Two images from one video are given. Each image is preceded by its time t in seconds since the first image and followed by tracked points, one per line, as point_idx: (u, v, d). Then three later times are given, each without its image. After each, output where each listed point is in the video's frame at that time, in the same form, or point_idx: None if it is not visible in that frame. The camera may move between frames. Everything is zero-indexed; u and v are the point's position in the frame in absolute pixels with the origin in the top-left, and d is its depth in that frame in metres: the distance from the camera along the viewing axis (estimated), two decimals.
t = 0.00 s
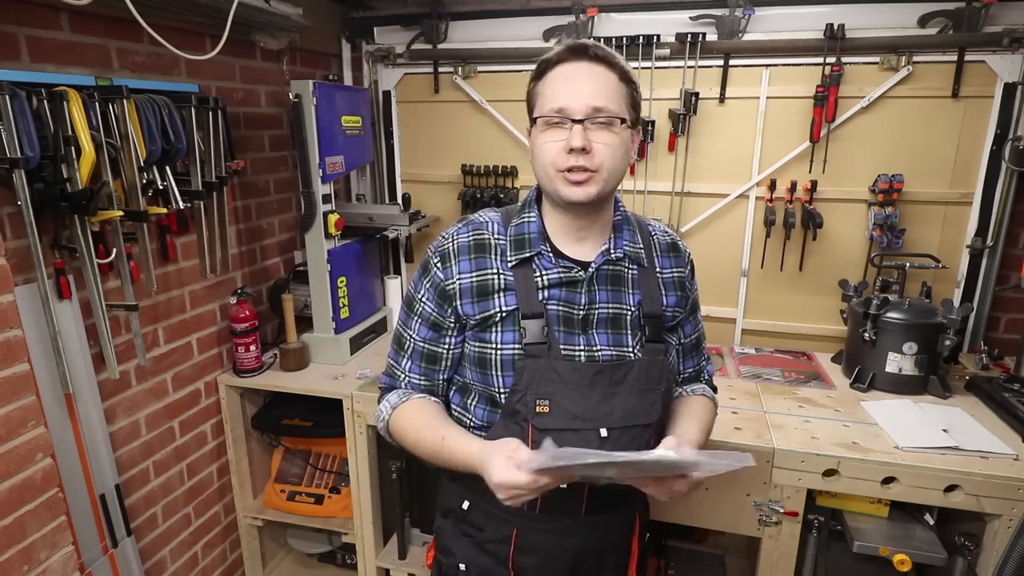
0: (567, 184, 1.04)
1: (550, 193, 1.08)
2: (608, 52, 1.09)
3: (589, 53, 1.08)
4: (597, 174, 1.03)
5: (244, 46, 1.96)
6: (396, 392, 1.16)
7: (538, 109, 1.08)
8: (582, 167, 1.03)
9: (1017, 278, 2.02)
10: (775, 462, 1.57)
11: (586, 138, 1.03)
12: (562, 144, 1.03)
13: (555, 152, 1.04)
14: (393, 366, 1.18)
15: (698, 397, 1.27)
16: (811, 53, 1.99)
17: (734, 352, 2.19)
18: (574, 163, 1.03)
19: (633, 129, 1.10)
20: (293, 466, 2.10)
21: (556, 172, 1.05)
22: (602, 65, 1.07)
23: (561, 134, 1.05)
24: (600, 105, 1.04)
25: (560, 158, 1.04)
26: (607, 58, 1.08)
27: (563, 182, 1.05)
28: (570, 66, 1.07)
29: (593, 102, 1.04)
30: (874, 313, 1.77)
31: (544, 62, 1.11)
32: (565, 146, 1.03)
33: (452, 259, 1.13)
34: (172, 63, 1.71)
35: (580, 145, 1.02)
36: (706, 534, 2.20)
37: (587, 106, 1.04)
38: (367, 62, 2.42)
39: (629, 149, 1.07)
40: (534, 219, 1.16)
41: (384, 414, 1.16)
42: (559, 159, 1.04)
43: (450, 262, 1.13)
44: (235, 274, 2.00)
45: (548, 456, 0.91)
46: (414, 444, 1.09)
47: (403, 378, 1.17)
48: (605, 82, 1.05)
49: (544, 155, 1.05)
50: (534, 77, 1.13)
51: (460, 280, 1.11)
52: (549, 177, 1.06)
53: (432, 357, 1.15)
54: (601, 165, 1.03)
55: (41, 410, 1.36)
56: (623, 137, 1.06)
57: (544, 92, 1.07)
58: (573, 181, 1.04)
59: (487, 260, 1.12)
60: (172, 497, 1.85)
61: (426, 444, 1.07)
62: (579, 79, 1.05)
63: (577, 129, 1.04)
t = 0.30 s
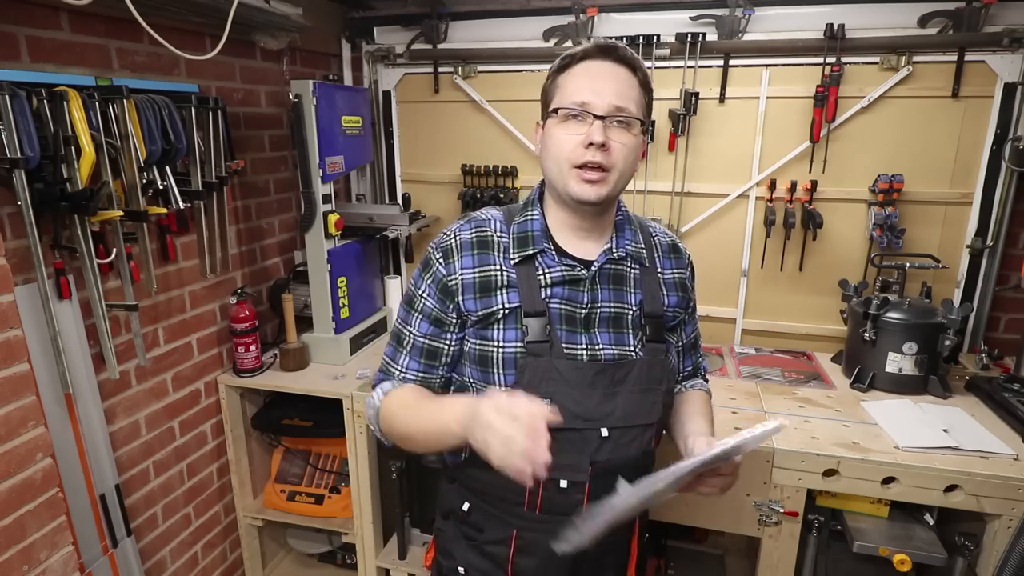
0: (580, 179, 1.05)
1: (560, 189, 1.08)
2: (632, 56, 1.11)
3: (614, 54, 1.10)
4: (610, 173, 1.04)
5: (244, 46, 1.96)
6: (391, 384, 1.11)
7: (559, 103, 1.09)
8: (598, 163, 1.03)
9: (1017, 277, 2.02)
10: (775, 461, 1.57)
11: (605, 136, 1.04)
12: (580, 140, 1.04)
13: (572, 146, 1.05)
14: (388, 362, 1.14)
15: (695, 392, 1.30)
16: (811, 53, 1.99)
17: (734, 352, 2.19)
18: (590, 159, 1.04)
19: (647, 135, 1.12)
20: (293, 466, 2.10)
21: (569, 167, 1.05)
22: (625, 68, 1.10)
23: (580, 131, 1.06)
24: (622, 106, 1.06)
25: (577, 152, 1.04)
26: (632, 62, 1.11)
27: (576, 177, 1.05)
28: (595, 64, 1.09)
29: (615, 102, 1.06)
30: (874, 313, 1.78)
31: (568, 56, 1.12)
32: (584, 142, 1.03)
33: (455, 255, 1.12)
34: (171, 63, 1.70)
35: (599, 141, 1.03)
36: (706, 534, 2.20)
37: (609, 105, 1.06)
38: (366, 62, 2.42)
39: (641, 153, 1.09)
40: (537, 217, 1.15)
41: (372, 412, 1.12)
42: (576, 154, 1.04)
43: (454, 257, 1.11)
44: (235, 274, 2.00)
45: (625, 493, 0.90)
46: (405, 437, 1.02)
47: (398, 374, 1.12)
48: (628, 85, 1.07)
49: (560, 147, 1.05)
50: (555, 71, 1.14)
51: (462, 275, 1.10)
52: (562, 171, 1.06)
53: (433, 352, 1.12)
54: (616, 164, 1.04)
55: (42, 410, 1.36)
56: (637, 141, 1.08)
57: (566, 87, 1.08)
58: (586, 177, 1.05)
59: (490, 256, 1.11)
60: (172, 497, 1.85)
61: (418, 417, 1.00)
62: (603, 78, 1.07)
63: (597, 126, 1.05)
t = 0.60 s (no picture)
0: (575, 185, 1.05)
1: (555, 193, 1.09)
2: (633, 60, 1.11)
3: (615, 58, 1.10)
4: (606, 180, 1.05)
5: (244, 46, 1.96)
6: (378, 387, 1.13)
7: (557, 106, 1.09)
8: (594, 170, 1.04)
9: (1017, 277, 2.02)
10: (775, 461, 1.57)
11: (602, 144, 1.04)
12: (576, 146, 1.04)
13: (568, 152, 1.05)
14: (377, 369, 1.15)
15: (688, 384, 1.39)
16: (811, 53, 1.99)
17: (734, 352, 2.19)
18: (587, 166, 1.04)
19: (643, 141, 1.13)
20: (293, 466, 2.10)
21: (565, 173, 1.06)
22: (625, 72, 1.10)
23: (577, 136, 1.06)
24: (621, 113, 1.06)
25: (574, 158, 1.04)
26: (632, 66, 1.11)
27: (572, 183, 1.05)
28: (595, 68, 1.09)
29: (614, 108, 1.06)
30: (874, 313, 1.77)
31: (568, 57, 1.12)
32: (581, 149, 1.04)
33: (446, 263, 1.12)
34: (172, 63, 1.71)
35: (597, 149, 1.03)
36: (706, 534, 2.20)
37: (607, 111, 1.06)
38: (366, 62, 2.42)
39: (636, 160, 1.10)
40: (530, 221, 1.16)
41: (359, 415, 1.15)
42: (572, 160, 1.05)
43: (445, 265, 1.12)
44: (235, 274, 2.00)
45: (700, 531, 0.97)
46: (389, 430, 1.06)
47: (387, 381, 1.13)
48: (627, 91, 1.08)
49: (556, 152, 1.06)
50: (554, 72, 1.14)
51: (455, 283, 1.11)
52: (558, 176, 1.06)
53: (422, 360, 1.12)
54: (612, 172, 1.05)
55: (41, 410, 1.36)
56: (634, 149, 1.08)
57: (565, 91, 1.08)
58: (581, 183, 1.05)
59: (483, 263, 1.12)
60: (172, 497, 1.85)
61: (396, 407, 1.04)
62: (603, 83, 1.07)
63: (594, 133, 1.05)
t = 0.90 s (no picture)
0: (562, 187, 1.03)
1: (540, 196, 1.06)
2: (619, 59, 1.10)
3: (603, 56, 1.08)
4: (594, 183, 1.03)
5: (244, 46, 1.96)
6: (359, 412, 1.08)
7: (541, 105, 1.07)
8: (582, 172, 1.02)
9: (1017, 277, 2.02)
10: (775, 461, 1.57)
11: (590, 145, 1.02)
12: (564, 148, 1.02)
13: (555, 154, 1.03)
14: (357, 392, 1.10)
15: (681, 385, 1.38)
16: (811, 53, 1.99)
17: (734, 352, 2.19)
18: (575, 168, 1.02)
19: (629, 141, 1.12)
20: (293, 466, 2.10)
21: (552, 175, 1.03)
22: (612, 71, 1.08)
23: (564, 137, 1.04)
24: (608, 113, 1.05)
25: (562, 160, 1.02)
26: (620, 65, 1.09)
27: (558, 185, 1.03)
28: (582, 66, 1.06)
29: (602, 109, 1.04)
30: (874, 313, 1.77)
31: (553, 54, 1.09)
32: (569, 150, 1.02)
33: (425, 278, 1.08)
34: (172, 63, 1.70)
35: (585, 150, 1.01)
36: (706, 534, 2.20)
37: (595, 112, 1.04)
38: (366, 62, 2.42)
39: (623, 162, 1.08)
40: (511, 230, 1.14)
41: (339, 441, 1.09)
42: (559, 162, 1.03)
43: (424, 281, 1.08)
44: (235, 274, 2.00)
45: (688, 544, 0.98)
46: (374, 457, 1.00)
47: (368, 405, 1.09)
48: (614, 90, 1.06)
49: (542, 153, 1.04)
50: (538, 68, 1.11)
51: (436, 299, 1.07)
52: (543, 178, 1.04)
53: (405, 381, 1.08)
54: (600, 174, 1.03)
55: (42, 410, 1.36)
56: (621, 150, 1.07)
57: (551, 89, 1.06)
58: (569, 185, 1.03)
59: (465, 277, 1.08)
60: (172, 498, 1.85)
61: (380, 434, 0.98)
62: (591, 82, 1.05)
63: (583, 134, 1.03)
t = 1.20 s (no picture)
0: (531, 192, 0.99)
1: (508, 204, 1.02)
2: (583, 50, 1.06)
3: (565, 48, 1.04)
4: (564, 185, 0.99)
5: (244, 46, 1.96)
6: (324, 444, 1.01)
7: (503, 104, 1.02)
8: (551, 175, 0.98)
9: (1017, 277, 2.02)
10: (775, 462, 1.57)
11: (558, 146, 0.99)
12: (530, 151, 0.98)
13: (522, 157, 0.99)
14: (321, 421, 1.04)
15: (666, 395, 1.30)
16: (811, 53, 1.99)
17: (735, 352, 2.19)
18: (544, 171, 0.98)
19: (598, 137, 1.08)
20: (293, 466, 2.10)
21: (519, 180, 0.99)
22: (576, 63, 1.04)
23: (529, 139, 1.00)
24: (575, 109, 1.01)
25: (529, 162, 0.98)
26: (584, 56, 1.05)
27: (527, 190, 0.99)
28: (544, 60, 1.02)
29: (568, 105, 1.01)
30: (874, 313, 1.77)
31: (512, 48, 1.04)
32: (536, 153, 0.98)
33: (388, 294, 1.01)
34: (171, 63, 1.70)
35: (553, 152, 0.97)
36: (706, 534, 2.20)
37: (561, 109, 1.00)
38: (366, 62, 2.42)
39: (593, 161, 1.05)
40: (478, 239, 1.09)
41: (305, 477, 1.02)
42: (526, 166, 0.99)
43: (387, 297, 1.01)
44: (235, 274, 2.00)
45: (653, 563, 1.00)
46: (347, 494, 0.94)
47: (334, 435, 1.02)
48: (579, 85, 1.02)
49: (507, 158, 1.00)
50: (497, 64, 1.06)
51: (401, 317, 1.00)
52: (510, 184, 1.00)
53: (372, 407, 1.02)
54: (569, 176, 1.00)
55: (42, 410, 1.36)
56: (590, 147, 1.04)
57: (512, 87, 1.02)
58: (538, 190, 0.99)
59: (430, 291, 1.02)
60: (172, 498, 1.85)
61: (354, 469, 0.93)
62: (554, 77, 1.01)
63: (549, 134, 0.99)
